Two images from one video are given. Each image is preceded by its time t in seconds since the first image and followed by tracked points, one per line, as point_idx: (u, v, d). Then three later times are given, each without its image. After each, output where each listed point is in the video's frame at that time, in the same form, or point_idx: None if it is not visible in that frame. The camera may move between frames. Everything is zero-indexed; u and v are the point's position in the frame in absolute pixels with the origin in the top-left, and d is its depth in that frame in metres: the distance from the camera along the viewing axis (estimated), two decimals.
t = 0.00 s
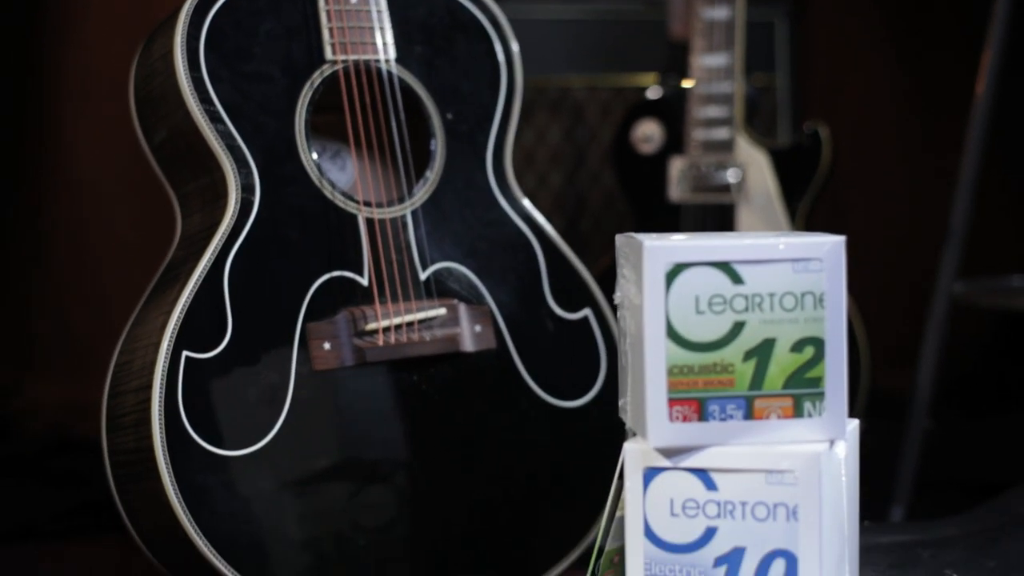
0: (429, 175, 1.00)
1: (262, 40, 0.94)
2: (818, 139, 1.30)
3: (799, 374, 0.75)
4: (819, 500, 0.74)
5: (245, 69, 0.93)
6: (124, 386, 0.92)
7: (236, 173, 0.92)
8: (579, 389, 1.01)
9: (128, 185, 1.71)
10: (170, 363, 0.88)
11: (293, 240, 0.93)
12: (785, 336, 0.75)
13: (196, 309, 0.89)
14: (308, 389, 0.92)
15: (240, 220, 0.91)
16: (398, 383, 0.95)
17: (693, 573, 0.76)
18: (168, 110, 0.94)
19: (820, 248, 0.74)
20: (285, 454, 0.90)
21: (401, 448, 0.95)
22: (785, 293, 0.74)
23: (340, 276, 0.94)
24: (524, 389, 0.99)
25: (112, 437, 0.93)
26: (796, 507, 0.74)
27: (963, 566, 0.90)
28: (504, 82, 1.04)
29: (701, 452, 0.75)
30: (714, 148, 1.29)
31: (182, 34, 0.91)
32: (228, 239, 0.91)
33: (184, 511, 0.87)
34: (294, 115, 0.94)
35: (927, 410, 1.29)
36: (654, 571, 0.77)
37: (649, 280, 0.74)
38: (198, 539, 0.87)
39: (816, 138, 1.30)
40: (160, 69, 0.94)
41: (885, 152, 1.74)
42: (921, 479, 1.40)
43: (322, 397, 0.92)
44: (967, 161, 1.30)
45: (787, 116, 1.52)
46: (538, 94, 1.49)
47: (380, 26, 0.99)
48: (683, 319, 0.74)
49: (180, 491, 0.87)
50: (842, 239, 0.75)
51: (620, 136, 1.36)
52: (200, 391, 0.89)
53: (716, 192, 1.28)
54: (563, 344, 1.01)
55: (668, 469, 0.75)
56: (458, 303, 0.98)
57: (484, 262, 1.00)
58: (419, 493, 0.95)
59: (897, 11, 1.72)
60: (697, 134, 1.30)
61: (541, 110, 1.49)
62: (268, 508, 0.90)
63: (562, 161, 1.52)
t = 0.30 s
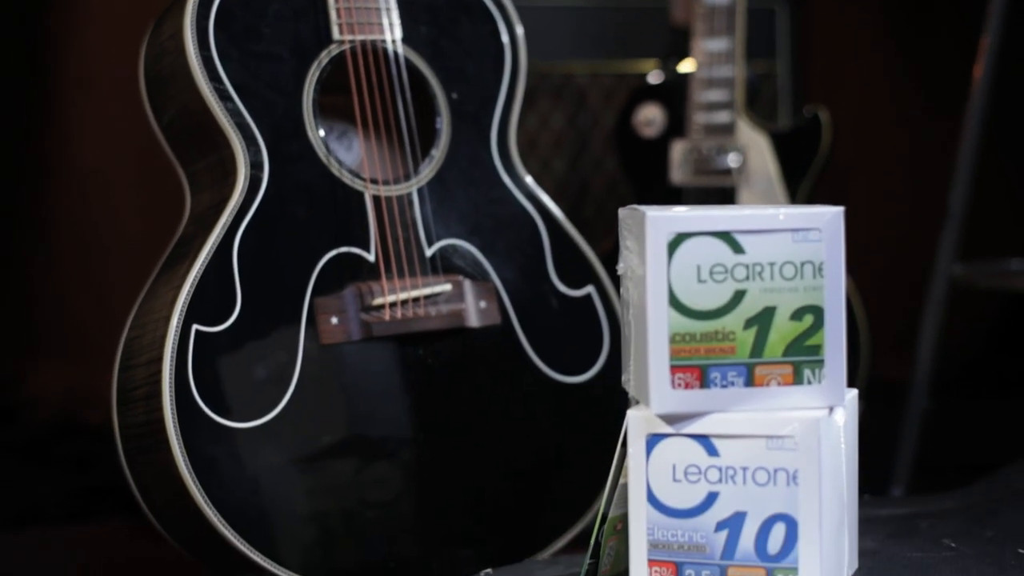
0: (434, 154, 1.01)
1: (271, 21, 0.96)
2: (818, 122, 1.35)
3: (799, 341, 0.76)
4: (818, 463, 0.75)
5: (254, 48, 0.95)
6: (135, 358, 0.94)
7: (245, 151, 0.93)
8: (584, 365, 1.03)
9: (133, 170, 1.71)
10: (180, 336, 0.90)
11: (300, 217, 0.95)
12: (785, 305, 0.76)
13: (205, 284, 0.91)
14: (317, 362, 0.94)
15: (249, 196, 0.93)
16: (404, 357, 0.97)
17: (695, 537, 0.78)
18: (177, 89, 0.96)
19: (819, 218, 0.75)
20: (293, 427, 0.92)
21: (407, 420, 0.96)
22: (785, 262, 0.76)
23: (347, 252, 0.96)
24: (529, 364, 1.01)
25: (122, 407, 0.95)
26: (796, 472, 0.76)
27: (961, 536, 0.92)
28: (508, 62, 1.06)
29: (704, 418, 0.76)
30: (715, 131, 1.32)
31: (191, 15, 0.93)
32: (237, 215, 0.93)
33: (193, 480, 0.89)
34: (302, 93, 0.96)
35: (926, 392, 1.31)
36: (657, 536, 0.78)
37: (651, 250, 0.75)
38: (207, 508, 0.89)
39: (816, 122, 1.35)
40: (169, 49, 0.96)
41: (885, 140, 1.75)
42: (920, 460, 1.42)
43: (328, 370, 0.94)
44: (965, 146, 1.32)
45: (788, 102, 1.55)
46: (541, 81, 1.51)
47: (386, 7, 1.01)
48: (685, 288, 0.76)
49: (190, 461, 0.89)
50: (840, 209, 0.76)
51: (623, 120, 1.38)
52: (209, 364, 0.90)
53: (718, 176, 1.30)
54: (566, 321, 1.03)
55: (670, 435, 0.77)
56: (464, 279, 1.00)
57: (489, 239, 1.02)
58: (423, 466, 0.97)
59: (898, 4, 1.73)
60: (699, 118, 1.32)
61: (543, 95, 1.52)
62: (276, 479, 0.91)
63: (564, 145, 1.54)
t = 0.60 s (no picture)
0: (439, 134, 1.04)
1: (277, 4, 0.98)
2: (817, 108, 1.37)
3: (797, 313, 0.77)
4: (816, 432, 0.76)
5: (262, 30, 0.97)
6: (143, 336, 0.95)
7: (253, 130, 0.96)
8: (585, 344, 1.06)
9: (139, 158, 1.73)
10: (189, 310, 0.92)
11: (307, 195, 0.97)
12: (782, 277, 0.78)
13: (214, 261, 0.93)
14: (322, 338, 0.96)
15: (257, 175, 0.95)
16: (409, 333, 0.99)
17: (695, 506, 0.79)
18: (186, 71, 0.98)
19: (816, 192, 0.77)
20: (299, 401, 0.95)
21: (411, 396, 0.99)
22: (783, 235, 0.77)
23: (353, 230, 0.98)
24: (532, 341, 1.04)
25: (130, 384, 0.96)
26: (794, 440, 0.77)
27: (958, 508, 0.94)
28: (511, 45, 1.09)
29: (704, 388, 0.78)
30: (715, 116, 1.35)
31: None
32: (245, 194, 0.95)
33: (202, 454, 0.91)
34: (309, 73, 0.98)
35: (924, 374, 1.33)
36: (658, 504, 0.79)
37: (652, 223, 0.77)
38: (215, 481, 0.91)
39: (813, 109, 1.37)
40: (178, 31, 0.98)
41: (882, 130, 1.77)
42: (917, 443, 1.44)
43: (335, 344, 0.97)
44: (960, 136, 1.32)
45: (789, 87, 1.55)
46: (542, 67, 1.55)
47: None
48: (685, 260, 0.77)
49: (199, 435, 0.91)
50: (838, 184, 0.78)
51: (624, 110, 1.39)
52: (218, 339, 0.93)
53: (718, 161, 1.34)
54: (568, 299, 1.06)
55: (671, 406, 0.78)
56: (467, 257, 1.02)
57: (493, 219, 1.04)
58: (428, 438, 0.99)
59: None
60: (699, 104, 1.36)
61: (545, 82, 1.55)
62: (281, 452, 0.94)
63: (565, 130, 1.57)
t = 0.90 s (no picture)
0: (439, 117, 1.07)
1: None
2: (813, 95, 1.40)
3: (790, 286, 0.79)
4: (809, 402, 0.78)
5: (266, 13, 1.00)
6: (148, 315, 0.97)
7: (256, 111, 0.98)
8: (582, 324, 1.08)
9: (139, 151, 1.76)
10: (194, 286, 0.93)
11: (309, 175, 0.99)
12: (776, 250, 0.79)
13: (218, 240, 0.95)
14: (323, 317, 0.98)
15: (260, 155, 0.97)
16: (410, 311, 1.02)
17: (690, 475, 0.81)
18: (189, 54, 1.01)
19: (809, 166, 0.79)
20: (302, 378, 0.97)
21: (411, 371, 1.01)
22: (776, 209, 0.79)
23: (354, 209, 1.00)
24: (530, 320, 1.06)
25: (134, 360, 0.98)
26: (788, 409, 0.78)
27: (950, 481, 0.95)
28: (510, 31, 1.11)
29: (699, 358, 0.79)
30: (711, 103, 1.37)
31: None
32: (248, 173, 0.97)
33: (206, 428, 0.92)
34: (310, 56, 1.01)
35: (919, 357, 1.36)
36: (654, 473, 0.81)
37: (647, 197, 0.78)
38: (219, 455, 0.93)
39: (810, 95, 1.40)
40: (182, 14, 1.00)
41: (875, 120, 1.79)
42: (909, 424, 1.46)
43: (336, 322, 0.98)
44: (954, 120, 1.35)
45: (783, 77, 1.58)
46: (540, 57, 1.58)
47: None
48: (681, 234, 0.79)
49: (203, 409, 0.92)
50: (830, 158, 0.79)
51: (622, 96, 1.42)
52: (222, 315, 0.94)
53: (716, 147, 1.36)
54: (567, 279, 1.08)
55: (667, 376, 0.80)
56: (467, 237, 1.05)
57: (493, 200, 1.07)
58: (426, 414, 1.01)
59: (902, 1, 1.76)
60: (696, 91, 1.38)
61: (542, 71, 1.59)
62: (284, 430, 0.96)
63: (563, 118, 1.60)
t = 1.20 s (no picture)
0: (440, 99, 1.10)
1: None
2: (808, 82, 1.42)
3: (787, 261, 0.80)
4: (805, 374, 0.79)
5: None
6: (154, 294, 0.99)
7: (261, 93, 1.00)
8: (582, 304, 1.12)
9: (142, 144, 1.77)
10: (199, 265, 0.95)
11: (313, 156, 1.01)
12: (773, 226, 0.81)
13: (223, 220, 0.96)
14: (328, 295, 1.00)
15: (265, 136, 0.99)
16: (412, 290, 1.04)
17: (689, 447, 0.82)
18: (195, 36, 1.03)
19: (805, 144, 0.80)
20: (306, 354, 0.98)
21: (412, 348, 1.03)
22: (773, 185, 0.80)
23: (358, 189, 1.03)
24: (530, 299, 1.09)
25: (140, 338, 1.00)
26: (784, 382, 0.80)
27: (945, 457, 0.97)
28: (511, 15, 1.15)
29: (697, 332, 0.81)
30: (710, 90, 1.41)
31: None
32: (253, 154, 0.98)
33: (212, 405, 0.94)
34: (314, 39, 1.03)
35: (916, 340, 1.37)
36: (654, 445, 0.83)
37: (646, 172, 0.80)
38: (226, 432, 0.94)
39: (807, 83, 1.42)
40: None
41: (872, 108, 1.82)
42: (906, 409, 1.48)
43: (340, 300, 1.00)
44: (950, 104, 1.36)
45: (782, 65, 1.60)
46: (540, 45, 1.60)
47: None
48: (679, 209, 0.80)
49: (208, 385, 0.94)
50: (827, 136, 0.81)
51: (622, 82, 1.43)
52: (227, 293, 0.96)
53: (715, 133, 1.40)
54: (567, 258, 1.12)
55: (666, 350, 0.81)
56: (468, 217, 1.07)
57: (494, 179, 1.09)
58: (429, 390, 1.04)
59: None
60: (695, 78, 1.41)
61: (543, 59, 1.61)
62: (289, 407, 0.97)
63: (564, 107, 1.62)
